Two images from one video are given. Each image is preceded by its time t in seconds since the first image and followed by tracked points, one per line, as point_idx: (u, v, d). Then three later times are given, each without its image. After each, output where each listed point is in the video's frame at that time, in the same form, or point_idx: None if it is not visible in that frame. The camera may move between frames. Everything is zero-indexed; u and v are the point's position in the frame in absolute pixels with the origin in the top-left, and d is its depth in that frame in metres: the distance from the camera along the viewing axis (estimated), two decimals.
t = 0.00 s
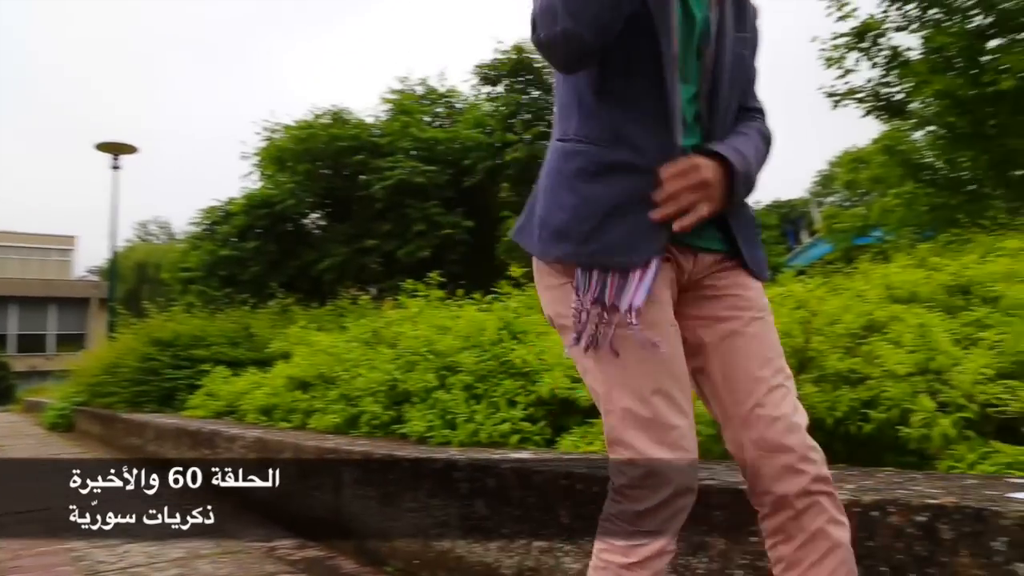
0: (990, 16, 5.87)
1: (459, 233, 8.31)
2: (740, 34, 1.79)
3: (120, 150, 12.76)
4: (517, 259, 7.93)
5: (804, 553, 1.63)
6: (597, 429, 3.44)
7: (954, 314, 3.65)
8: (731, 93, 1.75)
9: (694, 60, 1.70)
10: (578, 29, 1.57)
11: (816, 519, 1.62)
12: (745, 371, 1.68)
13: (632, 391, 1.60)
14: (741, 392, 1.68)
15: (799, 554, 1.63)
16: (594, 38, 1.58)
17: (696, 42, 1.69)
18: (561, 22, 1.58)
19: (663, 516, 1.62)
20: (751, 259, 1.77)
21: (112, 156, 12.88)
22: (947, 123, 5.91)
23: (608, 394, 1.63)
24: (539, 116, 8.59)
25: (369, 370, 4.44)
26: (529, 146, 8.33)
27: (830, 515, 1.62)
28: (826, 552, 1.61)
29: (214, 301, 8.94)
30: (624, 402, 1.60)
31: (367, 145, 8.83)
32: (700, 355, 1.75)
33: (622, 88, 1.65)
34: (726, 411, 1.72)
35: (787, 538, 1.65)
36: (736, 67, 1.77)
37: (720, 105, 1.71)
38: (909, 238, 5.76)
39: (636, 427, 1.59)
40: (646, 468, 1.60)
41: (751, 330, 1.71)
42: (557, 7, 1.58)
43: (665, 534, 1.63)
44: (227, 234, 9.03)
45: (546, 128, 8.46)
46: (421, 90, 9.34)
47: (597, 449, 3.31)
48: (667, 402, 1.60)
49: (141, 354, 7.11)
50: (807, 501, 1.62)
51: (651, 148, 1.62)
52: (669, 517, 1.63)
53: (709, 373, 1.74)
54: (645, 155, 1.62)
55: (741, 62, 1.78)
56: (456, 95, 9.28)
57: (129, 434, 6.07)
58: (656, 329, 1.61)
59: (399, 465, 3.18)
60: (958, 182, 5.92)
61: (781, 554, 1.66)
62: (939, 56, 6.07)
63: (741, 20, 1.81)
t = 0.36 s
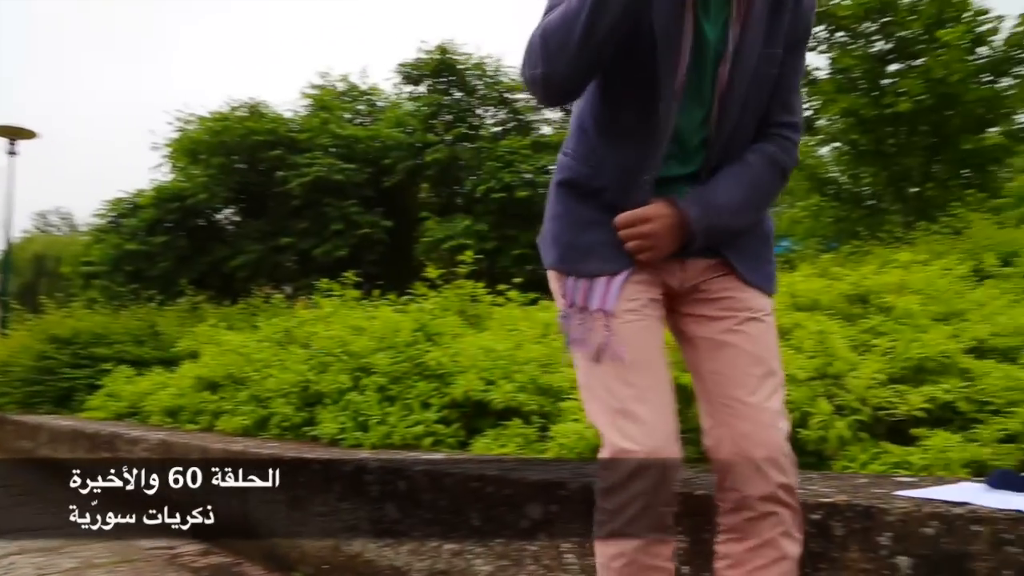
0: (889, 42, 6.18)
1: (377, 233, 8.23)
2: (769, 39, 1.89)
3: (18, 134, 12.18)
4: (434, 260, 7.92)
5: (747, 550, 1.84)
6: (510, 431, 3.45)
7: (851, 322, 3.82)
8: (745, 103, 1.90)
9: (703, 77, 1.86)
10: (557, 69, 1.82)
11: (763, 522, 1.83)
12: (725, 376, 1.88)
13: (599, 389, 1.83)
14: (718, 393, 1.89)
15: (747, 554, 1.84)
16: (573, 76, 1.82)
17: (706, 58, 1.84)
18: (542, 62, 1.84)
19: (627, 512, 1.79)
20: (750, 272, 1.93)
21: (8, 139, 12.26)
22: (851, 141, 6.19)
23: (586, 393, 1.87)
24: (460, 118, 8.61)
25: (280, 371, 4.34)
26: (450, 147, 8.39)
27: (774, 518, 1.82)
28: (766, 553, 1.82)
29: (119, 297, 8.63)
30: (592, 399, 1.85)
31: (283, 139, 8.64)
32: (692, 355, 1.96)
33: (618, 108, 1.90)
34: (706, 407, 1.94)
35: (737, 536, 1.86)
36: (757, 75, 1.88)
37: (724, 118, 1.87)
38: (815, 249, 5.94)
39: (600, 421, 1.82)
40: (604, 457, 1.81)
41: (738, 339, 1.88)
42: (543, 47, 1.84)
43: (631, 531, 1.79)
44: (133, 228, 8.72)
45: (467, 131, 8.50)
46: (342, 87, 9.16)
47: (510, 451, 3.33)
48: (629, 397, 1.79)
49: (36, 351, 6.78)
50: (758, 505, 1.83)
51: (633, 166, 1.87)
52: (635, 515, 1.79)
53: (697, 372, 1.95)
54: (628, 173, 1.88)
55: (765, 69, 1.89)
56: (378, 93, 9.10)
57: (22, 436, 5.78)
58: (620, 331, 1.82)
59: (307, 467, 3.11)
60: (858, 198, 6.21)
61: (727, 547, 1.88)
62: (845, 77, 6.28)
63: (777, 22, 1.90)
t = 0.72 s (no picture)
0: (802, 60, 6.38)
1: (297, 230, 8.05)
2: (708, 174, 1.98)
3: None
4: (354, 259, 7.85)
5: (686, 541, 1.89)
6: (427, 433, 3.43)
7: (761, 328, 3.94)
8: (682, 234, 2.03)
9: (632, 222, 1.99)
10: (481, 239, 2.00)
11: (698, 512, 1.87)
12: (666, 389, 2.04)
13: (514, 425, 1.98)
14: (662, 408, 2.04)
15: (684, 544, 1.88)
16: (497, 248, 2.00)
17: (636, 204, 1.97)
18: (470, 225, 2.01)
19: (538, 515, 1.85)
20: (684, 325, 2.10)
21: None
22: (766, 154, 6.35)
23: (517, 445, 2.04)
24: (384, 116, 8.51)
25: (190, 371, 4.22)
26: (373, 145, 8.22)
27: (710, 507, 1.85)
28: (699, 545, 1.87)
29: (17, 291, 8.23)
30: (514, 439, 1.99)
31: (200, 131, 8.38)
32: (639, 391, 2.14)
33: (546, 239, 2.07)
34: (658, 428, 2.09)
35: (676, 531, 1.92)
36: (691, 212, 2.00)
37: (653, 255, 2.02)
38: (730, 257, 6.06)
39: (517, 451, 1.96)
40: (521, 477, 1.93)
41: (683, 356, 2.05)
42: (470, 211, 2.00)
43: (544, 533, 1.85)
44: (36, 218, 8.35)
45: (391, 130, 8.40)
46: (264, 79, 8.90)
47: (426, 453, 3.31)
48: (536, 418, 1.93)
49: None
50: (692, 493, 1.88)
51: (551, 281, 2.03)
52: (545, 515, 1.84)
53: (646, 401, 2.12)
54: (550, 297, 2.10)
55: (700, 205, 2.01)
56: (300, 88, 8.90)
57: None
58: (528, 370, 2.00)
59: (217, 469, 3.06)
60: (771, 209, 6.34)
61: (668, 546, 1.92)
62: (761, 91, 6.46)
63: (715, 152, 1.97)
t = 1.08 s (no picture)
0: (714, 75, 6.55)
1: (202, 225, 7.93)
2: (624, 291, 2.14)
3: None
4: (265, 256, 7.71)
5: (633, 536, 1.96)
6: (334, 435, 3.40)
7: (668, 333, 4.04)
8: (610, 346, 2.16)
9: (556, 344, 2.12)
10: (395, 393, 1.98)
11: (646, 502, 1.95)
12: (601, 421, 2.15)
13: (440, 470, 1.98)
14: (597, 438, 2.14)
15: (623, 533, 1.97)
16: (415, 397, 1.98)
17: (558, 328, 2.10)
18: (382, 380, 1.99)
19: (464, 523, 1.83)
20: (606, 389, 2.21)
21: None
22: (678, 164, 6.42)
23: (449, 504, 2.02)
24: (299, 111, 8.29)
25: (85, 370, 4.05)
26: (286, 141, 8.08)
27: (658, 495, 1.94)
28: (650, 536, 1.94)
29: None
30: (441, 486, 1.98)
31: (102, 118, 7.99)
32: (567, 444, 2.22)
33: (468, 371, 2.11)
34: (593, 465, 2.18)
35: (621, 529, 1.98)
36: (613, 328, 2.14)
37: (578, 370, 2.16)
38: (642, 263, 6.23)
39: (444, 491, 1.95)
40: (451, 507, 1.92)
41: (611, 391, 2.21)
42: (381, 368, 1.98)
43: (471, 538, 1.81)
44: None
45: (305, 125, 8.19)
46: (174, 67, 8.53)
47: (332, 455, 3.27)
48: (462, 453, 1.95)
49: None
50: (638, 485, 1.97)
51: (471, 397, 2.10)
52: (471, 521, 1.82)
53: (576, 447, 2.21)
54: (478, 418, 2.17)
55: (618, 315, 2.15)
56: (212, 78, 8.50)
57: None
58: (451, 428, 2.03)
59: (112, 473, 2.92)
60: (681, 217, 6.46)
61: (613, 545, 1.98)
62: (673, 102, 6.56)
63: (628, 271, 2.13)
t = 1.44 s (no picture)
0: (656, 83, 6.67)
1: (134, 220, 7.73)
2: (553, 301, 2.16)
3: None
4: (199, 252, 7.53)
5: (583, 526, 1.89)
6: (267, 437, 3.36)
7: (605, 336, 4.10)
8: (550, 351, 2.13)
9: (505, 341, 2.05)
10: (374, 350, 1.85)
11: (592, 490, 1.90)
12: (533, 436, 2.07)
13: (389, 459, 1.90)
14: (530, 451, 2.05)
15: (569, 518, 1.91)
16: (392, 358, 1.86)
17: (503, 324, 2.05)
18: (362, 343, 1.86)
19: (411, 506, 1.76)
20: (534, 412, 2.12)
21: None
22: (619, 168, 6.55)
23: (387, 500, 1.92)
24: (239, 105, 8.23)
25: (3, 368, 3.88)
26: (225, 135, 7.88)
27: (604, 482, 1.91)
28: (600, 524, 1.89)
29: None
30: (384, 477, 1.89)
31: (26, 104, 7.47)
32: (499, 470, 2.10)
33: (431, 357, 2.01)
34: (528, 484, 2.07)
35: (568, 522, 1.91)
36: (552, 332, 2.13)
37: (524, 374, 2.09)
38: (584, 267, 6.34)
39: (388, 479, 1.86)
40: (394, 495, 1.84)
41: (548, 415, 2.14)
42: (360, 329, 1.86)
43: (416, 522, 1.73)
44: None
45: (244, 120, 8.15)
46: (106, 55, 8.32)
47: (266, 457, 3.23)
48: (419, 446, 1.89)
49: None
50: (583, 474, 1.93)
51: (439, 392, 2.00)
52: (418, 505, 1.74)
53: (507, 471, 2.09)
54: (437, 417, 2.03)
55: (554, 322, 2.15)
56: (147, 68, 8.39)
57: None
58: (417, 434, 1.94)
59: (31, 479, 2.83)
60: (621, 222, 6.67)
61: (561, 539, 1.90)
62: (615, 109, 6.68)
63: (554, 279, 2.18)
